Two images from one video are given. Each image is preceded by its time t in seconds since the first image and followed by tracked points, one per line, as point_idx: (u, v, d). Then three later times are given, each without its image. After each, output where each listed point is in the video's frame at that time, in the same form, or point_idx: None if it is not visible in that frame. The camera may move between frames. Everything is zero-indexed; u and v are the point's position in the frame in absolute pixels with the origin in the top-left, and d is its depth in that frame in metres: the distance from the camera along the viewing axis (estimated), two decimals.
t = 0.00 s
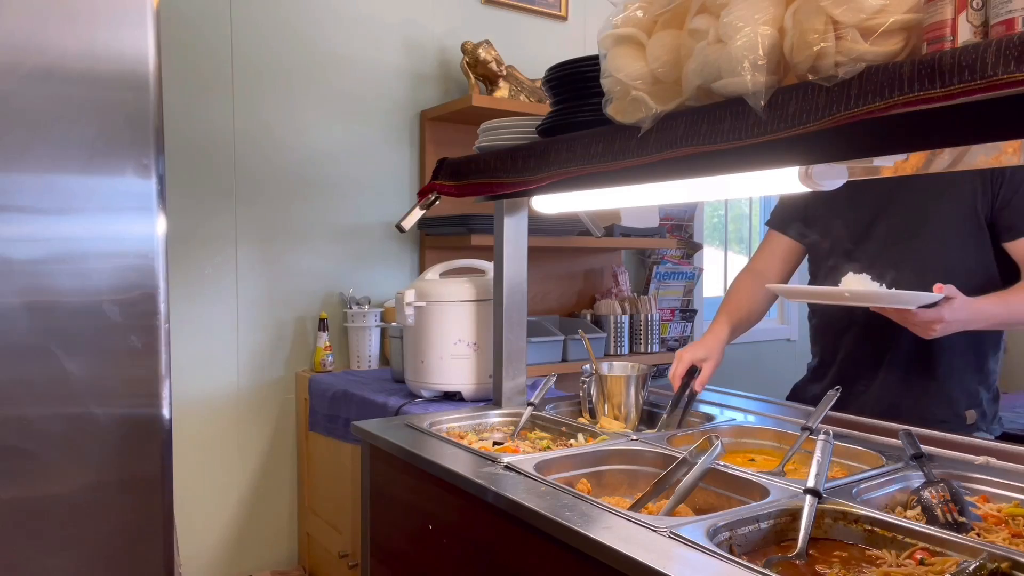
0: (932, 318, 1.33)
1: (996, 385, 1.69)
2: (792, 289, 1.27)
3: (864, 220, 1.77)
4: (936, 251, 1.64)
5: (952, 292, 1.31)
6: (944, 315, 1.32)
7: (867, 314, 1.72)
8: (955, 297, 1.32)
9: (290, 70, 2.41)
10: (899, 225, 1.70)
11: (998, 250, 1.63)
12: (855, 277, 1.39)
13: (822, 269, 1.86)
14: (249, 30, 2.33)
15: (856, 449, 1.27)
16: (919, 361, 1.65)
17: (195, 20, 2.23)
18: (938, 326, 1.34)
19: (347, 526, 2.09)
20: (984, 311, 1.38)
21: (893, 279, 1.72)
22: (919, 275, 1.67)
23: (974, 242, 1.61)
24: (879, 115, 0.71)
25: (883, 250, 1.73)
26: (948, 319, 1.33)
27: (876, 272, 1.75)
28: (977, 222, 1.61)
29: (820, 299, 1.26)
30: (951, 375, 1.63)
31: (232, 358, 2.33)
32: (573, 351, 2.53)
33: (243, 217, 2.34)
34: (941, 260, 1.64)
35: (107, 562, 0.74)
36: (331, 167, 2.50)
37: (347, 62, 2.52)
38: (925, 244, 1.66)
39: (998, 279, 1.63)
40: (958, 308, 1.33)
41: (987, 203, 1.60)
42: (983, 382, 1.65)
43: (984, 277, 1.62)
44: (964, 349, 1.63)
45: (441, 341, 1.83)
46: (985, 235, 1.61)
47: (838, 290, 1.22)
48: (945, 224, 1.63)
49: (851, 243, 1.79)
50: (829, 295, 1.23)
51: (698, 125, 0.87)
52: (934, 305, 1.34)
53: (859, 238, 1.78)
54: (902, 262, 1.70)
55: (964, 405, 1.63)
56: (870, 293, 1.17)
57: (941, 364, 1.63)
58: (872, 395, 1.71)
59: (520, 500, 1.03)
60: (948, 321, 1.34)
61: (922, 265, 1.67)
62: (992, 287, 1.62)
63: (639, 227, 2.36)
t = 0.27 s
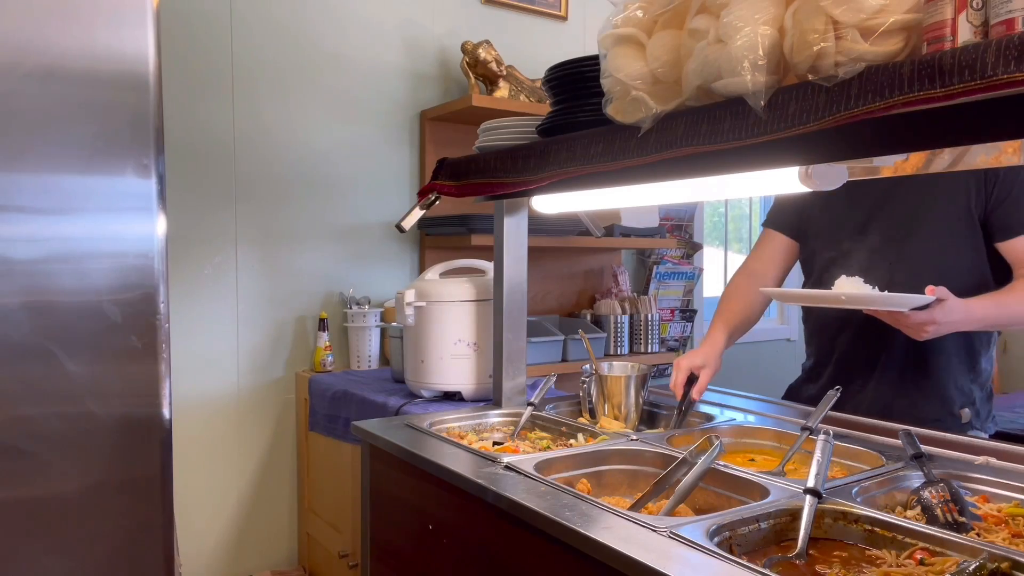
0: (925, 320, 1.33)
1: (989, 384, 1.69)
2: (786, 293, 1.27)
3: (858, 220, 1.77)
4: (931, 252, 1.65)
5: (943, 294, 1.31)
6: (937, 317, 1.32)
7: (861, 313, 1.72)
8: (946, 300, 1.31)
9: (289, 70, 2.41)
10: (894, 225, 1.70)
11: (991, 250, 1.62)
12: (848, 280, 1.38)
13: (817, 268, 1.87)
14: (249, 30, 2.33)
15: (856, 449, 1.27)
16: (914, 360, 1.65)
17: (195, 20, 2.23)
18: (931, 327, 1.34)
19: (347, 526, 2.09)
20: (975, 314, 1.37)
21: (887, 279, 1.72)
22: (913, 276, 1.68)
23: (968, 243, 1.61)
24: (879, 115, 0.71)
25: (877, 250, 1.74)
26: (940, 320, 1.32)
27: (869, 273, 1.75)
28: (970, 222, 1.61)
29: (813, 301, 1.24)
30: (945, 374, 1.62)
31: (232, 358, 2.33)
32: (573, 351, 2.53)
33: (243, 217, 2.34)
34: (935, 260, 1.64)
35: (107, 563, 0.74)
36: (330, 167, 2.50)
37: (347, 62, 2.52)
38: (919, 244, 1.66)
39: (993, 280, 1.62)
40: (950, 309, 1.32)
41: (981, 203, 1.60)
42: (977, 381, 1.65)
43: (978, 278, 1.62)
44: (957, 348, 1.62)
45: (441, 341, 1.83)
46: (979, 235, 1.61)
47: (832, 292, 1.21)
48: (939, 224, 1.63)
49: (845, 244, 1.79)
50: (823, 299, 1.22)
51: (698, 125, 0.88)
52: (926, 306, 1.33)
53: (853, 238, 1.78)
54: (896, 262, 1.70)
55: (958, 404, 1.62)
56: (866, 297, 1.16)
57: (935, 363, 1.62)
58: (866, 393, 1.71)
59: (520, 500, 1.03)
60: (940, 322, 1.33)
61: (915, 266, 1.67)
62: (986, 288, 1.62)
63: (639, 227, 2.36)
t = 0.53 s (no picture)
0: (897, 333, 1.36)
1: (974, 382, 1.69)
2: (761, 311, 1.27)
3: (838, 223, 1.78)
4: (906, 255, 1.66)
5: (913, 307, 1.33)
6: (908, 330, 1.35)
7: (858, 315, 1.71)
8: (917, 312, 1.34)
9: (289, 70, 2.41)
10: (871, 228, 1.71)
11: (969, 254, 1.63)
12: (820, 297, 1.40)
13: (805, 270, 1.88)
14: (249, 30, 2.33)
15: (856, 449, 1.27)
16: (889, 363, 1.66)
17: (195, 20, 2.23)
18: (903, 339, 1.37)
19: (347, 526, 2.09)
20: (948, 322, 1.37)
21: (864, 284, 1.74)
22: (889, 279, 1.69)
23: (943, 247, 1.62)
24: (879, 115, 0.71)
25: (855, 254, 1.75)
26: (912, 332, 1.35)
27: (848, 276, 1.77)
28: (945, 227, 1.61)
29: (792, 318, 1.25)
30: (920, 378, 1.63)
31: (232, 358, 2.33)
32: (573, 351, 2.53)
33: (243, 217, 2.34)
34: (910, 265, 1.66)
35: (107, 563, 0.74)
36: (330, 166, 2.50)
37: (347, 62, 2.52)
38: (894, 248, 1.67)
39: (968, 284, 1.63)
40: (921, 320, 1.35)
41: (956, 208, 1.60)
42: (957, 382, 1.66)
43: (954, 282, 1.63)
44: (933, 351, 1.63)
45: (441, 340, 1.83)
46: (954, 240, 1.61)
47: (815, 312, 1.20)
48: (914, 228, 1.64)
49: (828, 247, 1.81)
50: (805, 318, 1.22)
51: (698, 125, 0.88)
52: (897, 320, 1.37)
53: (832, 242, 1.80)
54: (872, 266, 1.72)
55: (936, 405, 1.65)
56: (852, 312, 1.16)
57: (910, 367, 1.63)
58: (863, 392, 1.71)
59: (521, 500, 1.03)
60: (913, 334, 1.36)
61: (891, 269, 1.69)
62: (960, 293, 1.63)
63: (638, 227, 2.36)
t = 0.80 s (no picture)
0: (893, 338, 1.37)
1: (969, 383, 1.68)
2: (760, 308, 1.28)
3: (835, 227, 1.79)
4: (900, 259, 1.66)
5: (912, 313, 1.32)
6: (904, 336, 1.35)
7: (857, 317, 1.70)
8: (915, 319, 1.33)
9: (289, 70, 2.41)
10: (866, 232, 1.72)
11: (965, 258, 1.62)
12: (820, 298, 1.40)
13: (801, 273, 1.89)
14: (249, 30, 2.33)
15: (856, 449, 1.27)
16: (883, 365, 1.65)
17: (195, 20, 2.23)
18: (900, 344, 1.37)
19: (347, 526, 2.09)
20: (946, 329, 1.37)
21: (857, 288, 1.74)
22: (881, 283, 1.69)
23: (937, 252, 1.61)
24: (879, 115, 0.71)
25: (850, 257, 1.75)
26: (908, 338, 1.35)
27: (842, 278, 1.78)
28: (941, 232, 1.60)
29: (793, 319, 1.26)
30: (913, 380, 1.63)
31: (232, 358, 2.33)
32: (573, 351, 2.53)
33: (243, 217, 2.34)
34: (903, 269, 1.66)
35: (107, 562, 0.74)
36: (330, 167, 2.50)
37: (347, 62, 2.52)
38: (887, 252, 1.68)
39: (966, 290, 1.61)
40: (918, 326, 1.34)
41: (954, 212, 1.58)
42: (952, 383, 1.65)
43: (948, 288, 1.62)
44: (927, 354, 1.62)
45: (441, 340, 1.83)
46: (950, 245, 1.60)
47: (820, 313, 1.21)
48: (908, 233, 1.64)
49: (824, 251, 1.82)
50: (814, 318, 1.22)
51: (698, 125, 0.88)
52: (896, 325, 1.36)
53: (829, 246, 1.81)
54: (865, 271, 1.72)
55: (930, 406, 1.64)
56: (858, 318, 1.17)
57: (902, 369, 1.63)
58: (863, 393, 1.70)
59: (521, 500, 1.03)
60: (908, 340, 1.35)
61: (883, 273, 1.69)
62: (956, 298, 1.62)
63: (639, 227, 2.36)
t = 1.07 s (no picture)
0: (926, 334, 1.34)
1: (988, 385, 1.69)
2: (786, 306, 1.27)
3: (854, 228, 1.78)
4: (925, 258, 1.65)
5: (946, 309, 1.31)
6: (939, 332, 1.33)
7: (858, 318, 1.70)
8: (949, 314, 1.32)
9: (289, 70, 2.41)
10: (888, 233, 1.71)
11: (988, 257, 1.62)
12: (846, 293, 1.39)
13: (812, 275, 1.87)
14: (249, 30, 2.33)
15: (856, 449, 1.27)
16: (911, 367, 1.65)
17: (195, 20, 2.23)
18: (933, 341, 1.35)
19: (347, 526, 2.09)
20: (977, 325, 1.36)
21: (880, 289, 1.72)
22: (907, 283, 1.68)
23: (964, 251, 1.61)
24: (879, 115, 0.71)
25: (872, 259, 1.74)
26: (942, 335, 1.33)
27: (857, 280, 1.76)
28: (967, 229, 1.60)
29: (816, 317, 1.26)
30: (941, 383, 1.62)
31: (232, 358, 2.33)
32: (573, 351, 2.54)
33: (243, 217, 2.34)
34: (929, 269, 1.64)
35: (106, 562, 0.74)
36: (330, 167, 2.50)
37: (347, 62, 2.52)
38: (913, 252, 1.66)
39: (990, 288, 1.62)
40: (951, 323, 1.33)
41: (979, 210, 1.59)
42: (976, 386, 1.65)
43: (975, 286, 1.62)
44: (956, 356, 1.62)
45: (441, 341, 1.83)
46: (976, 243, 1.60)
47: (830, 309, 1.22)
48: (933, 232, 1.63)
49: (842, 253, 1.80)
50: (823, 314, 1.23)
51: (698, 125, 0.87)
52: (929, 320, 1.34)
53: (848, 248, 1.79)
54: (890, 271, 1.71)
55: (955, 409, 1.64)
56: (868, 312, 1.18)
57: (931, 371, 1.62)
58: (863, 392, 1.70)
59: (521, 500, 1.03)
60: (942, 336, 1.34)
61: (910, 273, 1.67)
62: (982, 296, 1.62)
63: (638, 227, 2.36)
